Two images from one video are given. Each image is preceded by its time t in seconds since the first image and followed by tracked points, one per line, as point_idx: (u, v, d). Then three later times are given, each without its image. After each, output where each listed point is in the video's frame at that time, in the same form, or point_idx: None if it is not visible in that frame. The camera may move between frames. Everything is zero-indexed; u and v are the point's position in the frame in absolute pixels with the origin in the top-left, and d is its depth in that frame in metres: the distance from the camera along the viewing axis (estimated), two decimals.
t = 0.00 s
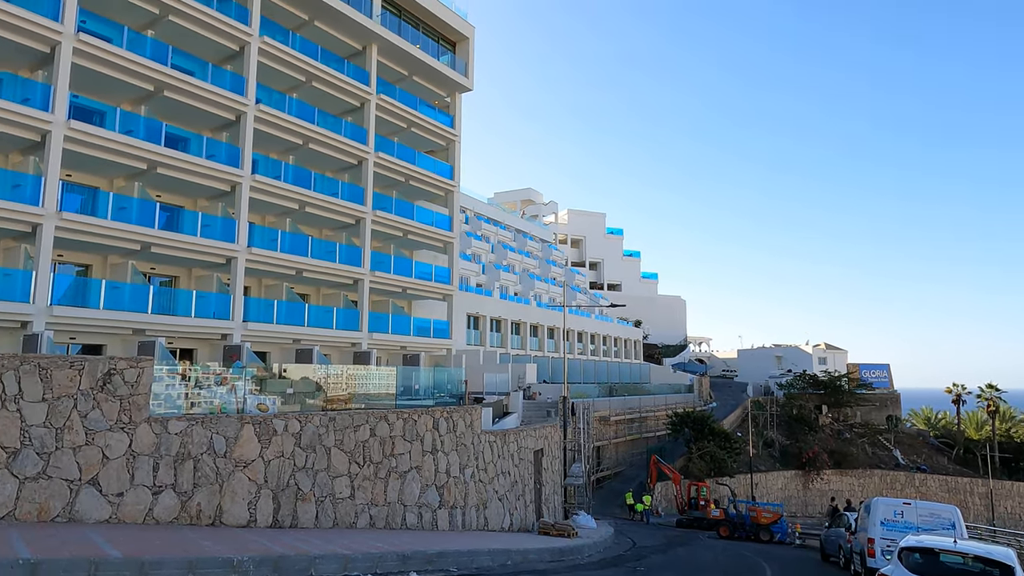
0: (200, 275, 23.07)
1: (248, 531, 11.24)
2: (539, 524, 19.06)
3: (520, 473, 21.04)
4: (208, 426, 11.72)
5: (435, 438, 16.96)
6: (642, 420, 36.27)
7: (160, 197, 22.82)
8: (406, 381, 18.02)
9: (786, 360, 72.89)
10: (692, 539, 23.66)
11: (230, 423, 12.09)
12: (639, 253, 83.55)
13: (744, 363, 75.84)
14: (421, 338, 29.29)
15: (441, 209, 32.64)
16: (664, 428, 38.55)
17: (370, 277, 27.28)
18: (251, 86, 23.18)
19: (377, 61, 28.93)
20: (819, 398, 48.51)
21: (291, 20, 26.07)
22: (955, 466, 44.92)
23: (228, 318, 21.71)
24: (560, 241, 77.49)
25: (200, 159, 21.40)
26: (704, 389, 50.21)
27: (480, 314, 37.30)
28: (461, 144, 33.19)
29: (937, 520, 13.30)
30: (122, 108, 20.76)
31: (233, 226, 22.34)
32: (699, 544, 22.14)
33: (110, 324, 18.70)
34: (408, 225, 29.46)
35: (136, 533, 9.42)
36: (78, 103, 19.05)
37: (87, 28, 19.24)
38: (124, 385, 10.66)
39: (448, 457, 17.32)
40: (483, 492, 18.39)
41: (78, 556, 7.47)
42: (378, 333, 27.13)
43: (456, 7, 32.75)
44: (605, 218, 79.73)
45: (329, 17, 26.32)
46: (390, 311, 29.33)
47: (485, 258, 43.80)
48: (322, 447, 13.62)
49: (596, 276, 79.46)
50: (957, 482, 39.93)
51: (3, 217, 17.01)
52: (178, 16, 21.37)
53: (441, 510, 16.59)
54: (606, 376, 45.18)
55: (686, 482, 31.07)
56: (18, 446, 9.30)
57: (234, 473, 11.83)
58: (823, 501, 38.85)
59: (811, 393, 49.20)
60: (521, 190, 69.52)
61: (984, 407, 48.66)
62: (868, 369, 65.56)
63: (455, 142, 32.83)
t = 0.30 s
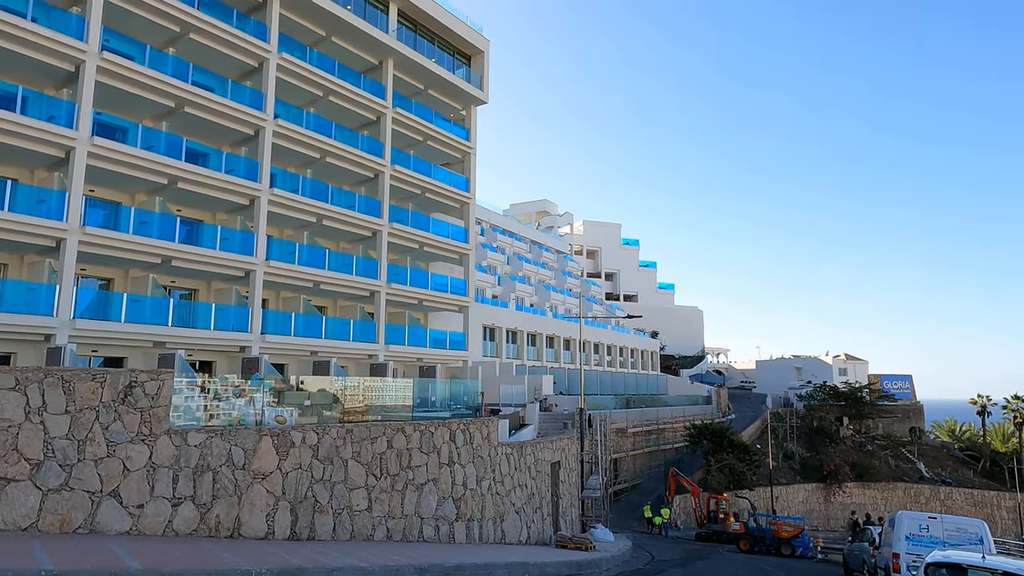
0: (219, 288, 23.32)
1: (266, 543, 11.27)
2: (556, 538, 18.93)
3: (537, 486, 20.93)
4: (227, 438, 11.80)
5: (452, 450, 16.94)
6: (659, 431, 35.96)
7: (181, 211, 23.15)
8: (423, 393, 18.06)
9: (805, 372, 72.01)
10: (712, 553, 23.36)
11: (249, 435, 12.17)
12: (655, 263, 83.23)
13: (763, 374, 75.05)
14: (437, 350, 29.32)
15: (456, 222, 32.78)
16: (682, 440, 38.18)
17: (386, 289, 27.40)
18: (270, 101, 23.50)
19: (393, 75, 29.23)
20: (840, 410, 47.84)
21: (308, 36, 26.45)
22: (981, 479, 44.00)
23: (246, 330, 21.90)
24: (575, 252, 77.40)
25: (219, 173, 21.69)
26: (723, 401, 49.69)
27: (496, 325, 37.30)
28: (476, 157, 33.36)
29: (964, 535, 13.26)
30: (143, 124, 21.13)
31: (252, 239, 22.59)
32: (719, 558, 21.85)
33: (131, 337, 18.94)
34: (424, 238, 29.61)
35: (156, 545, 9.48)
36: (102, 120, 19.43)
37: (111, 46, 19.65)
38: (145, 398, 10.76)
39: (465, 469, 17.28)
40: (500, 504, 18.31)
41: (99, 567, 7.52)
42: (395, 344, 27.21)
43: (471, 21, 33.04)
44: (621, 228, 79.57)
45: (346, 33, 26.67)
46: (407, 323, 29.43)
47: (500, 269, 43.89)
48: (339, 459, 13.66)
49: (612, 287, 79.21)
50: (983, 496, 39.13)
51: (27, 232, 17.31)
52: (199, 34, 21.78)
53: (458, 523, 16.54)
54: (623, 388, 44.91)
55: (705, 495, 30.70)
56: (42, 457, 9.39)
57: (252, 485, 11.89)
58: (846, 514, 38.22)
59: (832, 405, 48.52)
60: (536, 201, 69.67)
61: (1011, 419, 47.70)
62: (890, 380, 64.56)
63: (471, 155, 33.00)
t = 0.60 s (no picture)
0: (242, 303, 23.62)
1: (289, 558, 11.30)
2: (578, 553, 18.75)
3: (558, 500, 20.77)
4: (251, 452, 11.89)
5: (473, 464, 16.89)
6: (682, 445, 35.55)
7: (205, 227, 23.54)
8: (444, 407, 18.07)
9: (830, 385, 70.84)
10: (737, 570, 22.98)
11: (272, 449, 12.25)
12: (676, 276, 82.71)
13: (787, 387, 73.97)
14: (458, 364, 29.33)
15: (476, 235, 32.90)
16: (705, 454, 37.69)
17: (407, 302, 27.52)
18: (292, 119, 23.87)
19: (412, 91, 29.55)
20: (867, 424, 46.95)
21: (330, 54, 26.87)
22: (1015, 495, 42.81)
23: (269, 344, 22.11)
24: (595, 264, 77.23)
25: (243, 190, 22.04)
26: (746, 414, 49.04)
27: (516, 338, 37.27)
28: (495, 171, 33.52)
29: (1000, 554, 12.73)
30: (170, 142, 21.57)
31: (274, 254, 22.87)
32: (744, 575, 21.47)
33: (157, 351, 19.23)
34: (444, 251, 29.74)
35: (181, 558, 9.55)
36: (130, 139, 19.87)
37: (139, 67, 20.13)
38: (170, 412, 10.90)
39: (486, 483, 17.21)
40: (521, 519, 18.19)
41: None
42: (415, 358, 27.28)
43: (489, 36, 33.33)
44: (641, 241, 79.29)
45: (366, 50, 27.04)
46: (427, 336, 29.51)
47: (520, 282, 43.90)
48: (361, 473, 13.69)
49: (632, 299, 78.82)
50: (1018, 513, 38.11)
51: (57, 249, 17.69)
52: (224, 54, 22.23)
53: (479, 538, 16.45)
54: (644, 401, 44.52)
55: (730, 511, 30.23)
56: (70, 471, 9.52)
57: (275, 499, 11.95)
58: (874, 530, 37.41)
59: (859, 418, 47.65)
60: (555, 214, 69.71)
61: None
62: (918, 393, 63.25)
63: (490, 168, 33.17)
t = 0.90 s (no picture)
0: (267, 320, 23.90)
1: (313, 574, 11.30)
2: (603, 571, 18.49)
3: (582, 518, 20.56)
4: (276, 468, 11.96)
5: (496, 480, 16.82)
6: (707, 461, 35.03)
7: (232, 245, 23.92)
8: (466, 422, 18.05)
9: (859, 399, 69.47)
10: None
11: (296, 466, 12.31)
12: (699, 289, 82.02)
13: (814, 402, 72.67)
14: (480, 379, 29.31)
15: (498, 251, 32.99)
16: (731, 470, 37.07)
17: (429, 318, 27.62)
18: (316, 138, 24.24)
19: (434, 109, 29.87)
20: (898, 439, 45.86)
21: (353, 74, 27.32)
22: None
23: (294, 361, 22.31)
24: (617, 278, 76.90)
25: (268, 208, 22.38)
26: (773, 430, 48.24)
27: (538, 353, 37.18)
28: (516, 186, 33.66)
29: None
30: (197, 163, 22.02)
31: (299, 271, 23.13)
32: None
33: (184, 368, 19.50)
34: (466, 267, 29.85)
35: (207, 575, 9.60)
36: (159, 160, 20.32)
37: (168, 90, 20.62)
38: (197, 428, 11.03)
39: (510, 500, 17.11)
40: (545, 537, 18.02)
41: None
42: (438, 374, 27.33)
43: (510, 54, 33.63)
44: (663, 254, 78.85)
45: (388, 70, 27.42)
46: (449, 352, 29.57)
47: (542, 297, 43.85)
48: (385, 489, 13.70)
49: (655, 313, 78.28)
50: None
51: (89, 268, 18.10)
52: (250, 75, 22.71)
53: (503, 556, 16.32)
54: (669, 417, 44.02)
55: (758, 529, 29.66)
56: (100, 487, 9.65)
57: (300, 515, 11.98)
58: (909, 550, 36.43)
59: (889, 434, 46.58)
60: (576, 229, 69.67)
61: None
62: (951, 408, 61.73)
63: (511, 184, 33.32)
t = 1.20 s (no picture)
0: (294, 338, 24.15)
1: None
2: None
3: (609, 537, 20.29)
4: (302, 487, 12.02)
5: (522, 499, 16.70)
6: (736, 480, 34.39)
7: (259, 265, 24.29)
8: (491, 440, 17.98)
9: (892, 416, 67.89)
10: None
11: (322, 483, 12.36)
12: (724, 305, 81.14)
13: (845, 419, 71.14)
14: (504, 397, 29.22)
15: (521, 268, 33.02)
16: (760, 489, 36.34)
17: (453, 335, 27.66)
18: (341, 158, 24.59)
19: (456, 128, 30.16)
20: (933, 458, 44.72)
21: (377, 95, 27.75)
22: None
23: (319, 379, 22.47)
24: (641, 294, 76.37)
25: (295, 228, 22.70)
26: (803, 447, 47.28)
27: (562, 371, 37.00)
28: (539, 203, 33.73)
29: None
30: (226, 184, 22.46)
31: (324, 290, 23.37)
32: None
33: (212, 386, 19.76)
34: (489, 284, 29.90)
35: None
36: (189, 182, 20.78)
37: (198, 114, 21.12)
38: (226, 446, 11.15)
39: (536, 519, 16.96)
40: (572, 557, 17.80)
41: None
42: (462, 391, 27.30)
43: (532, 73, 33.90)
44: (687, 270, 78.21)
45: (412, 90, 27.80)
46: (473, 369, 29.56)
47: (565, 314, 43.73)
48: (410, 508, 13.67)
49: (680, 329, 77.53)
50: None
51: (121, 289, 18.49)
52: (277, 98, 23.18)
53: None
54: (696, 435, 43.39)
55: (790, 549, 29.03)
56: (131, 504, 9.78)
57: (326, 533, 12.00)
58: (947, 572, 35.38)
59: (924, 452, 45.39)
60: (600, 245, 69.50)
61: None
62: (988, 424, 59.98)
63: (533, 201, 33.41)
